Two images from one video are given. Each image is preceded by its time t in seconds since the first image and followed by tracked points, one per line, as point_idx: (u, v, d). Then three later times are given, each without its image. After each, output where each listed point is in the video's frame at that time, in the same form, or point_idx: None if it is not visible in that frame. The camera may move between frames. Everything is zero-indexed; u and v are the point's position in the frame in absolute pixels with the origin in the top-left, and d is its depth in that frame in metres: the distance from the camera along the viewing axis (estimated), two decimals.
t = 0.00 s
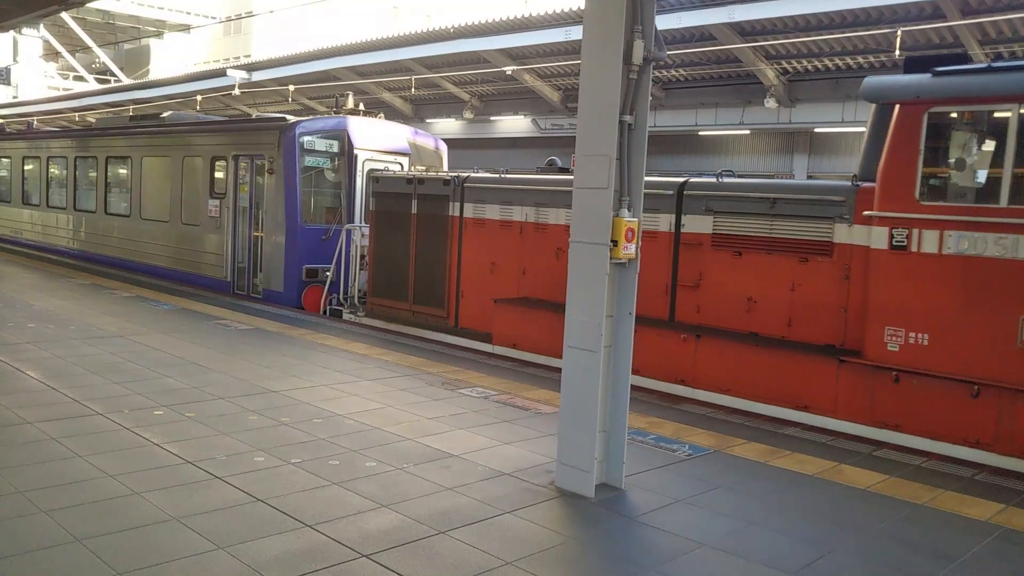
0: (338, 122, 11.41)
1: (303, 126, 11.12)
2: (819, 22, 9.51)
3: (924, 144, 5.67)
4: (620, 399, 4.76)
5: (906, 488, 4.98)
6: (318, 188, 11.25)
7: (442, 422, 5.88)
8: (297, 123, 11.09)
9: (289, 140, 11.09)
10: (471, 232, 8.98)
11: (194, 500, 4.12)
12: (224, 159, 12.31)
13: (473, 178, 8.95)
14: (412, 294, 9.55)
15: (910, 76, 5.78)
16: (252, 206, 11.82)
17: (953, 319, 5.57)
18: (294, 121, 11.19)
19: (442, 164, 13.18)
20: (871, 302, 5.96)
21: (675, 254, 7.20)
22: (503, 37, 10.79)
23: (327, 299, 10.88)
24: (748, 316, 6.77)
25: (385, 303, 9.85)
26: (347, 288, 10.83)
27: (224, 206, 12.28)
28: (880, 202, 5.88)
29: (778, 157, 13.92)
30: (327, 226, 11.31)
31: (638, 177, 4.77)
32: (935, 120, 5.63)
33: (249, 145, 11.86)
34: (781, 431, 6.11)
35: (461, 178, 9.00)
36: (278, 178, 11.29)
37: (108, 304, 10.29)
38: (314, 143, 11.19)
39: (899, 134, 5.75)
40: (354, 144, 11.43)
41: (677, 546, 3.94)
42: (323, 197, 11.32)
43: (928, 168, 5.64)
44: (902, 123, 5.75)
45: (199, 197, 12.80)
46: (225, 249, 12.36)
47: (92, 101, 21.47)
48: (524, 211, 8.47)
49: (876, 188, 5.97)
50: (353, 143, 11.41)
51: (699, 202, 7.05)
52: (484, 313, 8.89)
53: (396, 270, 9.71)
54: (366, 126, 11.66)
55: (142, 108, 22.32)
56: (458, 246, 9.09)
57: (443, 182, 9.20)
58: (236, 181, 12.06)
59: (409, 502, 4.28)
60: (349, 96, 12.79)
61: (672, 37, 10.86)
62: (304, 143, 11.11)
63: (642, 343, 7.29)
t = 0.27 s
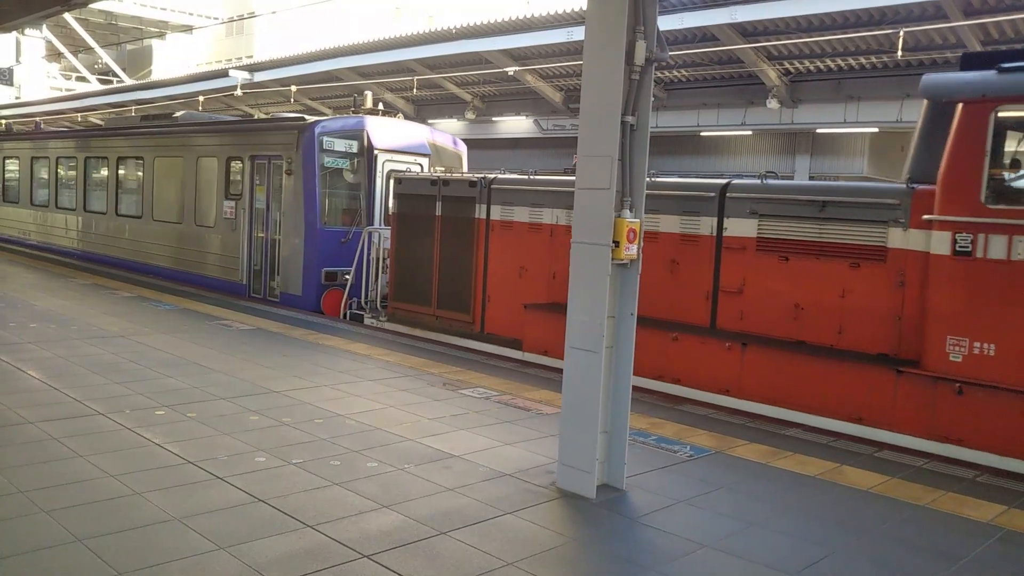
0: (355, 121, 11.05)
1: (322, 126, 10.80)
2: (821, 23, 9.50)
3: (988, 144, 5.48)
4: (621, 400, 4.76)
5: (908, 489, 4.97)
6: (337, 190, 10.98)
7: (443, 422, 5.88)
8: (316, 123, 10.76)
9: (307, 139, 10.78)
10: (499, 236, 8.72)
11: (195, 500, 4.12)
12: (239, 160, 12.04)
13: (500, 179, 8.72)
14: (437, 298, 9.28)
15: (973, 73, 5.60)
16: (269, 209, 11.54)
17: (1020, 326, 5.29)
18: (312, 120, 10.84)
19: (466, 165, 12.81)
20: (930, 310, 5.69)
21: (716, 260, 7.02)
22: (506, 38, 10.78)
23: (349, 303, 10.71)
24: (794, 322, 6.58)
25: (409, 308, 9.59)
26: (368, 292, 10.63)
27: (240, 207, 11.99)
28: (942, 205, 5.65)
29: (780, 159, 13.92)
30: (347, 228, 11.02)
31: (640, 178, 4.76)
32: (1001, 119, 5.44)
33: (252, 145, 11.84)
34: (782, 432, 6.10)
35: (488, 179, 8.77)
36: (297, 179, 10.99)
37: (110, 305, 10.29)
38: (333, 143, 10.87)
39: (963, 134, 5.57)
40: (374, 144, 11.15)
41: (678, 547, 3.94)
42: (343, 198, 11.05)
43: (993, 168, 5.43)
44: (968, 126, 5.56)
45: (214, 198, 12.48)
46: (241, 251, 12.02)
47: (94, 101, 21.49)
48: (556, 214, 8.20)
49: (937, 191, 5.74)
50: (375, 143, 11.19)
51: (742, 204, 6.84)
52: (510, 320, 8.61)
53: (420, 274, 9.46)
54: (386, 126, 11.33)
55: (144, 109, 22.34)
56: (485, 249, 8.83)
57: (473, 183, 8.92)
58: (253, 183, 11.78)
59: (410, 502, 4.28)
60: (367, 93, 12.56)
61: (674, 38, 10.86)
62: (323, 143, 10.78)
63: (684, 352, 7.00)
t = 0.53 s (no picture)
0: (376, 122, 10.93)
1: (343, 126, 10.63)
2: (822, 24, 9.50)
3: None
4: (622, 402, 4.76)
5: (909, 491, 4.97)
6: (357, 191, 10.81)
7: (445, 423, 5.88)
8: (337, 122, 10.60)
9: (328, 139, 10.57)
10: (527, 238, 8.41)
11: (197, 501, 4.11)
12: (255, 160, 11.79)
13: (528, 181, 8.43)
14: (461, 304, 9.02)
15: None
16: (287, 210, 11.29)
17: None
18: (332, 120, 10.67)
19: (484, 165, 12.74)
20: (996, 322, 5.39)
21: (761, 265, 6.68)
22: (508, 38, 10.78)
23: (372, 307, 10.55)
24: (846, 332, 6.20)
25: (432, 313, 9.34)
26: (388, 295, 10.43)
27: (256, 209, 11.74)
28: (1006, 210, 5.37)
29: (781, 160, 13.92)
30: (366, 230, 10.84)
31: (641, 179, 4.76)
32: None
33: (254, 145, 11.81)
34: (783, 433, 6.10)
35: (516, 182, 8.47)
36: (316, 180, 10.76)
37: (111, 305, 10.29)
38: (352, 144, 10.70)
39: None
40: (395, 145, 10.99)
41: (680, 549, 3.93)
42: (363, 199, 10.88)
43: None
44: None
45: (227, 200, 12.26)
46: (257, 257, 11.80)
47: (96, 101, 21.50)
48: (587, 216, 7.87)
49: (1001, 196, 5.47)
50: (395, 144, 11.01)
51: (788, 207, 6.50)
52: (538, 327, 8.34)
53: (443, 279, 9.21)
54: (406, 128, 11.20)
55: (146, 109, 22.35)
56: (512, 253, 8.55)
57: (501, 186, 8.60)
58: (269, 184, 11.54)
59: (411, 503, 4.28)
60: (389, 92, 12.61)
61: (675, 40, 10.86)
62: (343, 142, 10.60)
63: (727, 362, 6.74)
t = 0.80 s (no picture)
0: (398, 121, 10.61)
1: (365, 126, 10.30)
2: (825, 25, 9.50)
3: None
4: (625, 403, 4.75)
5: (913, 493, 4.96)
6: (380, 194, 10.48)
7: (448, 424, 5.88)
8: (359, 122, 10.26)
9: (349, 139, 10.24)
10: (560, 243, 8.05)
11: (200, 500, 4.12)
12: (274, 161, 11.53)
13: (561, 182, 8.08)
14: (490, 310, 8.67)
15: None
16: (308, 212, 11.03)
17: None
18: (353, 120, 10.33)
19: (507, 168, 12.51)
20: None
21: (812, 272, 6.31)
22: (512, 39, 10.77)
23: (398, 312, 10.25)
24: (904, 343, 5.81)
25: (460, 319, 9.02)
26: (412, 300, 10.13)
27: (275, 210, 11.50)
28: None
29: (784, 161, 13.91)
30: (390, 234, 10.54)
31: (645, 180, 4.76)
32: None
33: (261, 145, 11.77)
34: (787, 435, 6.10)
35: (548, 183, 8.14)
36: (338, 182, 10.47)
37: (115, 304, 10.32)
38: (375, 144, 10.40)
39: None
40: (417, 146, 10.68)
41: (682, 550, 3.93)
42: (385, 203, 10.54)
43: None
44: None
45: (245, 200, 12.01)
46: (276, 258, 11.51)
47: (100, 101, 21.57)
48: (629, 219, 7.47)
49: None
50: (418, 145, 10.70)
51: (840, 211, 6.14)
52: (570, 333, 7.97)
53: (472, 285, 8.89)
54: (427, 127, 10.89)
55: (150, 109, 22.41)
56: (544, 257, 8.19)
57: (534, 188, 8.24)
58: (289, 185, 11.28)
59: (413, 503, 4.28)
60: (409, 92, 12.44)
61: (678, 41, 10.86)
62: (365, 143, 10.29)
63: (781, 373, 6.45)
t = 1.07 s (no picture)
0: (418, 120, 10.48)
1: (384, 124, 10.12)
2: (825, 24, 9.49)
3: None
4: (626, 402, 4.75)
5: (914, 492, 4.95)
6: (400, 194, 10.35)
7: (449, 422, 5.88)
8: (378, 119, 10.08)
9: (371, 137, 10.06)
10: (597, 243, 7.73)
11: (200, 499, 4.12)
12: (291, 160, 11.28)
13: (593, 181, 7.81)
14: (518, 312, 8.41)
15: None
16: (326, 213, 10.78)
17: None
18: (373, 118, 10.14)
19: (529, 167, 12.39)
20: None
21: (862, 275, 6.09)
22: (513, 38, 10.76)
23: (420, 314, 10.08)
24: (962, 349, 5.57)
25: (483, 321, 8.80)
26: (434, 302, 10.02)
27: (291, 210, 11.25)
28: None
29: (785, 160, 13.91)
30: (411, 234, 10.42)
31: (646, 179, 4.75)
32: None
33: (263, 144, 11.76)
34: (787, 433, 6.09)
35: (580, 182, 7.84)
36: (358, 180, 10.24)
37: (116, 302, 10.32)
38: (396, 142, 10.24)
39: None
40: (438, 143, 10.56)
41: (682, 548, 3.93)
42: (405, 202, 10.42)
43: None
44: None
45: (262, 199, 11.73)
46: (293, 259, 11.24)
47: (101, 100, 21.56)
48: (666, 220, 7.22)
49: None
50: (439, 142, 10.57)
51: (893, 213, 5.90)
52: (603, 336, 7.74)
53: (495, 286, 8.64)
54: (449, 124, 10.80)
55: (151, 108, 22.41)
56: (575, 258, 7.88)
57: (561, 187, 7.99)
58: (306, 184, 11.03)
59: (414, 502, 4.28)
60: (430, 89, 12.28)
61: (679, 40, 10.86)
62: (386, 141, 10.11)
63: (830, 381, 6.18)
